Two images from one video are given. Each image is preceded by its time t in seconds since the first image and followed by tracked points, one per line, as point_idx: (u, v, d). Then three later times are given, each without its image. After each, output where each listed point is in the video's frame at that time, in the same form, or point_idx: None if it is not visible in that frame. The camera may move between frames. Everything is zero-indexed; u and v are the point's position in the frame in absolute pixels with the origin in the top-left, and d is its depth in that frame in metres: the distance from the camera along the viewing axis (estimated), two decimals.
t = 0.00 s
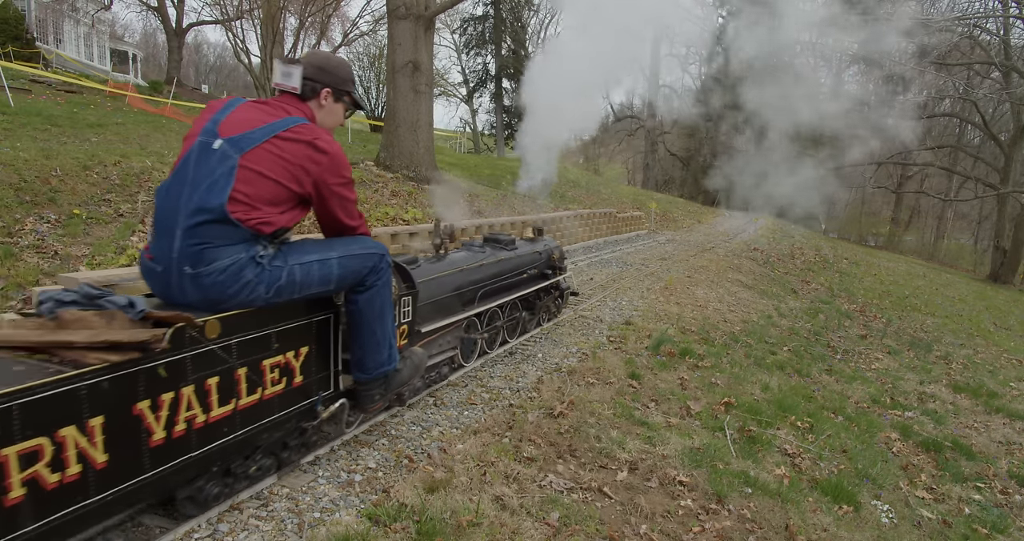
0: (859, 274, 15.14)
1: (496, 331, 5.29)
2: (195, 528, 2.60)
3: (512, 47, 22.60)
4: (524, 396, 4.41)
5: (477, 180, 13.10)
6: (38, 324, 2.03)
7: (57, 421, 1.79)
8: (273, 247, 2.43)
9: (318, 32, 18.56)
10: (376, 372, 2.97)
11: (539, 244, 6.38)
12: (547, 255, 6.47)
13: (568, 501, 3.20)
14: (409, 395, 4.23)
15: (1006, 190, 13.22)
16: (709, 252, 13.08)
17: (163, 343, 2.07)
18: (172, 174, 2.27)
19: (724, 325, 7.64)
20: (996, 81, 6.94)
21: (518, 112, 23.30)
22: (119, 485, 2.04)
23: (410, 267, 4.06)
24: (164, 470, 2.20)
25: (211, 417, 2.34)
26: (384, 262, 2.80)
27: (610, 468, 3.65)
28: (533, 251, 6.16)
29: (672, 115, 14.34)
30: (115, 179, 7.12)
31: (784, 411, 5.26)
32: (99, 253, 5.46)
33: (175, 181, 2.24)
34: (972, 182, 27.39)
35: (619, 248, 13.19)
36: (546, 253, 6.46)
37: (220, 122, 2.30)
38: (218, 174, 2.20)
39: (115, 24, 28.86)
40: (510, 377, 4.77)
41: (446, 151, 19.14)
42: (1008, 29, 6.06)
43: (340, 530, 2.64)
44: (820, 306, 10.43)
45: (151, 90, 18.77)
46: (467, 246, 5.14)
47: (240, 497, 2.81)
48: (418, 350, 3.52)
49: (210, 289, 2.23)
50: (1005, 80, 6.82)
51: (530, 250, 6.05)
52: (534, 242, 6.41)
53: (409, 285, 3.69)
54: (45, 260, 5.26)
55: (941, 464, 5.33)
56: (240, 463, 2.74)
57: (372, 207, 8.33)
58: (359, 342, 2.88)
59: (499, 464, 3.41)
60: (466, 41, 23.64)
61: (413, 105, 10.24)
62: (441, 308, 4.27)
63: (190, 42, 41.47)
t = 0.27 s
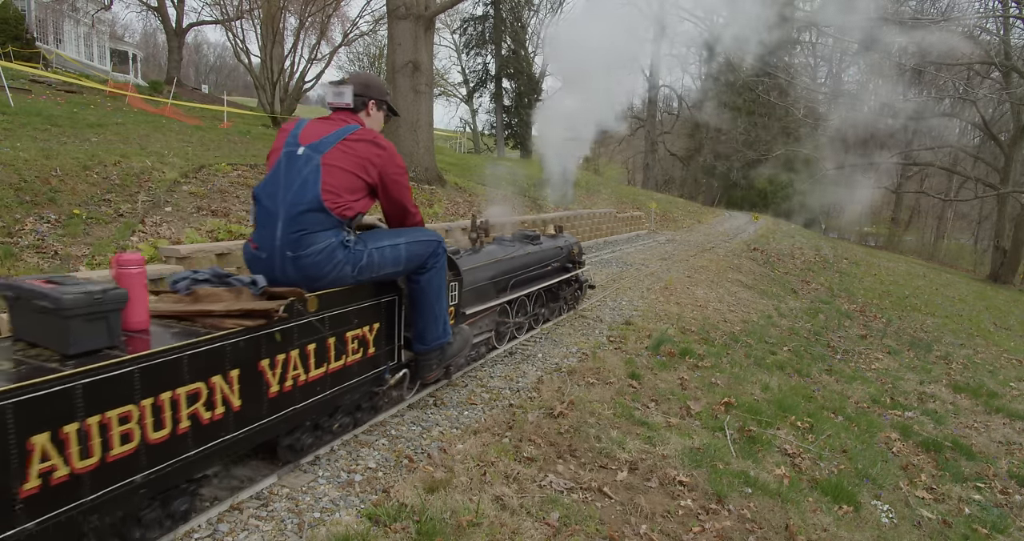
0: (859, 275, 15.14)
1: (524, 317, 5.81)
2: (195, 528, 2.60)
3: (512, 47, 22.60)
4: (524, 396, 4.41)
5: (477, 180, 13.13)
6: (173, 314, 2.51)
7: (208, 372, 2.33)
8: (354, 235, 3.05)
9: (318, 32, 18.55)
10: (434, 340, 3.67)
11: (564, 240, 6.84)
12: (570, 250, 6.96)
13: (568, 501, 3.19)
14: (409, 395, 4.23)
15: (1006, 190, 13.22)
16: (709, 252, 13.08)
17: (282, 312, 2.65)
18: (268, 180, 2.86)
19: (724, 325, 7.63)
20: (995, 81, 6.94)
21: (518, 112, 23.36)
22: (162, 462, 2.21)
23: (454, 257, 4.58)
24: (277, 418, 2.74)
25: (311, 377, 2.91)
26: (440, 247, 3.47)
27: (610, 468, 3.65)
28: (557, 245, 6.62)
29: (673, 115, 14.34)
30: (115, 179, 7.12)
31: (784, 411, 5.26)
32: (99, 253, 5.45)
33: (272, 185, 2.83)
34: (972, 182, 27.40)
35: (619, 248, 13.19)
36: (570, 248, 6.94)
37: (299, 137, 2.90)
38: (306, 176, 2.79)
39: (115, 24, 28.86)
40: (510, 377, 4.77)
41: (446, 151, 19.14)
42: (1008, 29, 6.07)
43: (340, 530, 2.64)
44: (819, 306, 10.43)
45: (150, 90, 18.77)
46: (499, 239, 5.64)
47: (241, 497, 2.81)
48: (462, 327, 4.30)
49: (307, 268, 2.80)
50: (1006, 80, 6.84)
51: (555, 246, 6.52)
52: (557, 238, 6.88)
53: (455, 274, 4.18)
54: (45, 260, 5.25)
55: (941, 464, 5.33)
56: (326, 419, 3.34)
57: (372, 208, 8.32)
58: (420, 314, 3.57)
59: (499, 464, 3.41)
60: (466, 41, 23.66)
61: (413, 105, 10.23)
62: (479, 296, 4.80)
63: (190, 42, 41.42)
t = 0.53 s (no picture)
0: (859, 275, 15.14)
1: (548, 306, 6.39)
2: (195, 528, 2.61)
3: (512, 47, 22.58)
4: (524, 396, 4.41)
5: (477, 180, 13.13)
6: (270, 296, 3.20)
7: (309, 339, 3.00)
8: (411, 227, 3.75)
9: (318, 32, 18.56)
10: (476, 320, 4.44)
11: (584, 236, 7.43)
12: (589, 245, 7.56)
13: (568, 501, 3.19)
14: (409, 396, 4.24)
15: (1007, 191, 13.22)
16: (709, 252, 13.07)
17: (362, 292, 3.35)
18: (334, 185, 3.51)
19: (724, 325, 7.64)
20: (995, 81, 6.94)
21: (518, 112, 23.38)
22: (242, 426, 2.68)
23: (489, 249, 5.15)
24: (356, 380, 3.42)
25: (380, 348, 3.60)
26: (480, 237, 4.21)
27: (610, 468, 3.64)
28: (577, 241, 7.21)
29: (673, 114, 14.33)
30: (115, 179, 7.13)
31: (784, 411, 5.26)
32: (99, 253, 5.45)
33: (340, 188, 3.49)
34: (972, 182, 27.40)
35: (619, 248, 13.18)
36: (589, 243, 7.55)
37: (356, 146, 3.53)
38: (366, 178, 3.43)
39: (115, 24, 28.84)
40: (510, 377, 4.77)
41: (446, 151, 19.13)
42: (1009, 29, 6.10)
43: (340, 530, 2.64)
44: (819, 306, 10.43)
45: (150, 90, 18.76)
46: (526, 235, 6.20)
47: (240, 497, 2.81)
48: (500, 310, 5.04)
49: (377, 254, 3.48)
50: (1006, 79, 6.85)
51: (576, 242, 7.10)
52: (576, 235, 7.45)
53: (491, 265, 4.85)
54: (45, 260, 5.25)
55: (941, 464, 5.33)
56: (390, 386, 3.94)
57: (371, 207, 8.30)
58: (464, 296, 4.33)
59: (499, 464, 3.41)
60: (466, 41, 23.68)
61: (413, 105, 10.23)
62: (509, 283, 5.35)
63: (190, 42, 41.34)
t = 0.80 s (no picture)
0: (859, 275, 15.14)
1: (569, 297, 6.86)
2: (195, 528, 2.61)
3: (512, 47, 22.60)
4: (524, 396, 4.41)
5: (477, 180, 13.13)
6: (344, 280, 3.64)
7: (380, 316, 3.54)
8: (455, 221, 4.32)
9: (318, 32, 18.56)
10: (511, 304, 4.98)
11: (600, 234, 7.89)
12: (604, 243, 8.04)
13: (568, 501, 3.19)
14: (409, 395, 4.24)
15: (1006, 190, 13.22)
16: (709, 252, 13.07)
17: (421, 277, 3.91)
18: (387, 185, 4.06)
19: (724, 325, 7.64)
20: (996, 81, 6.95)
21: (518, 112, 23.39)
22: (331, 386, 3.22)
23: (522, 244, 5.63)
24: (414, 353, 3.97)
25: (434, 326, 4.15)
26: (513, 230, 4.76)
27: (610, 468, 3.65)
28: (594, 238, 7.68)
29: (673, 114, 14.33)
30: (115, 179, 7.13)
31: (784, 411, 5.26)
32: (99, 253, 5.45)
33: (393, 188, 4.04)
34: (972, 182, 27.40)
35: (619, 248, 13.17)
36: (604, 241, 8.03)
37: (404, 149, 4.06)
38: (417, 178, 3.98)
39: (115, 24, 28.84)
40: (510, 377, 4.76)
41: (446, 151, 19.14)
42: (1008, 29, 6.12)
43: (340, 530, 2.64)
44: (820, 306, 10.43)
45: (150, 90, 18.77)
46: (548, 231, 6.66)
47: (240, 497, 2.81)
48: (530, 297, 5.58)
49: (429, 243, 4.05)
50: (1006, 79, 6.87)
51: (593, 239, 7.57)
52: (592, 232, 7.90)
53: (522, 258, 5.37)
54: (45, 260, 5.25)
55: (941, 464, 5.33)
56: (438, 362, 4.47)
57: (372, 207, 8.29)
58: (501, 283, 4.87)
59: (499, 464, 3.41)
60: (466, 41, 23.69)
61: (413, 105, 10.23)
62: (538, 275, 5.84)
63: (190, 42, 41.33)
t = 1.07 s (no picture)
0: (859, 275, 15.14)
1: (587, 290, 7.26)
2: (195, 528, 2.60)
3: (512, 47, 22.61)
4: (524, 396, 4.41)
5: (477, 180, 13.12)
6: (399, 268, 4.16)
7: (434, 297, 4.09)
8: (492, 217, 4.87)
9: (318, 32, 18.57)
10: (540, 294, 5.51)
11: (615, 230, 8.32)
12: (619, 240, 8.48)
13: (568, 501, 3.19)
14: (409, 395, 4.23)
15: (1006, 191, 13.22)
16: (709, 252, 13.06)
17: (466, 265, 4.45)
18: (433, 183, 4.62)
19: (724, 325, 7.63)
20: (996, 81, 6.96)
21: (518, 112, 23.41)
22: (396, 357, 3.75)
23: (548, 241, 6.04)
24: (461, 332, 4.50)
25: (475, 310, 4.67)
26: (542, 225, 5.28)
27: (610, 468, 3.64)
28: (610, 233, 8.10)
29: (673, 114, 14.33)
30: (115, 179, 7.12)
31: (784, 411, 5.25)
32: (98, 253, 5.45)
33: (437, 187, 4.60)
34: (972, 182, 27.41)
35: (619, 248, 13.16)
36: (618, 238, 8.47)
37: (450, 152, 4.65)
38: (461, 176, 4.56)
39: (115, 24, 28.84)
40: (511, 377, 4.76)
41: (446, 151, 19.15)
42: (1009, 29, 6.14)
43: (340, 530, 2.65)
44: (820, 306, 10.42)
45: (150, 90, 18.78)
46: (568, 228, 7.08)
47: (240, 497, 2.81)
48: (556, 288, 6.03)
49: (471, 235, 4.61)
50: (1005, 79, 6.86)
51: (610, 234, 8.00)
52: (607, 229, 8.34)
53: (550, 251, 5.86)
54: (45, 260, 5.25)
55: (941, 464, 5.33)
56: (478, 341, 5.00)
57: (371, 207, 8.28)
58: (533, 275, 5.38)
59: (499, 464, 3.41)
60: (466, 41, 23.71)
61: (413, 105, 10.23)
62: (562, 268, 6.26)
63: (191, 42, 41.37)
